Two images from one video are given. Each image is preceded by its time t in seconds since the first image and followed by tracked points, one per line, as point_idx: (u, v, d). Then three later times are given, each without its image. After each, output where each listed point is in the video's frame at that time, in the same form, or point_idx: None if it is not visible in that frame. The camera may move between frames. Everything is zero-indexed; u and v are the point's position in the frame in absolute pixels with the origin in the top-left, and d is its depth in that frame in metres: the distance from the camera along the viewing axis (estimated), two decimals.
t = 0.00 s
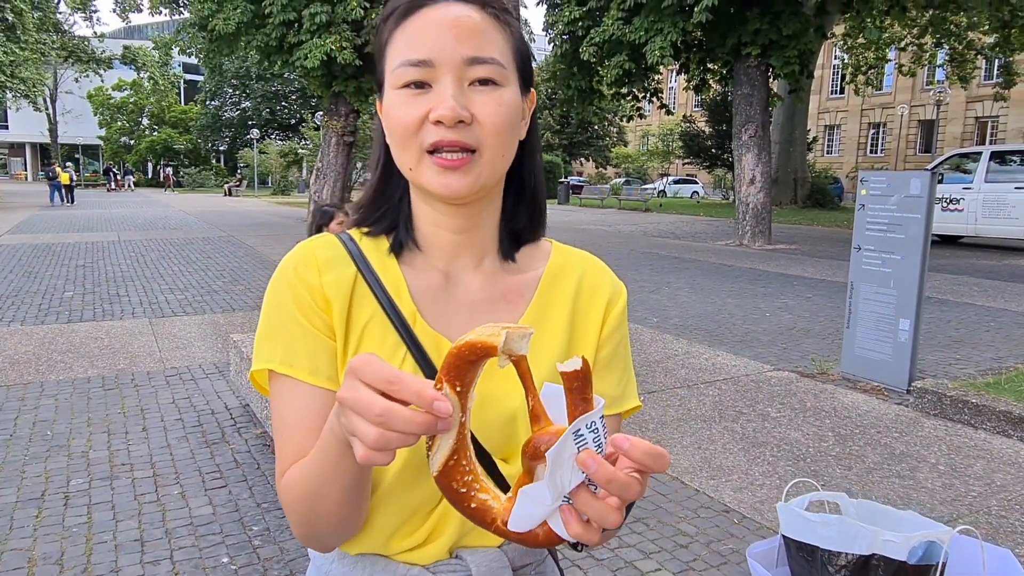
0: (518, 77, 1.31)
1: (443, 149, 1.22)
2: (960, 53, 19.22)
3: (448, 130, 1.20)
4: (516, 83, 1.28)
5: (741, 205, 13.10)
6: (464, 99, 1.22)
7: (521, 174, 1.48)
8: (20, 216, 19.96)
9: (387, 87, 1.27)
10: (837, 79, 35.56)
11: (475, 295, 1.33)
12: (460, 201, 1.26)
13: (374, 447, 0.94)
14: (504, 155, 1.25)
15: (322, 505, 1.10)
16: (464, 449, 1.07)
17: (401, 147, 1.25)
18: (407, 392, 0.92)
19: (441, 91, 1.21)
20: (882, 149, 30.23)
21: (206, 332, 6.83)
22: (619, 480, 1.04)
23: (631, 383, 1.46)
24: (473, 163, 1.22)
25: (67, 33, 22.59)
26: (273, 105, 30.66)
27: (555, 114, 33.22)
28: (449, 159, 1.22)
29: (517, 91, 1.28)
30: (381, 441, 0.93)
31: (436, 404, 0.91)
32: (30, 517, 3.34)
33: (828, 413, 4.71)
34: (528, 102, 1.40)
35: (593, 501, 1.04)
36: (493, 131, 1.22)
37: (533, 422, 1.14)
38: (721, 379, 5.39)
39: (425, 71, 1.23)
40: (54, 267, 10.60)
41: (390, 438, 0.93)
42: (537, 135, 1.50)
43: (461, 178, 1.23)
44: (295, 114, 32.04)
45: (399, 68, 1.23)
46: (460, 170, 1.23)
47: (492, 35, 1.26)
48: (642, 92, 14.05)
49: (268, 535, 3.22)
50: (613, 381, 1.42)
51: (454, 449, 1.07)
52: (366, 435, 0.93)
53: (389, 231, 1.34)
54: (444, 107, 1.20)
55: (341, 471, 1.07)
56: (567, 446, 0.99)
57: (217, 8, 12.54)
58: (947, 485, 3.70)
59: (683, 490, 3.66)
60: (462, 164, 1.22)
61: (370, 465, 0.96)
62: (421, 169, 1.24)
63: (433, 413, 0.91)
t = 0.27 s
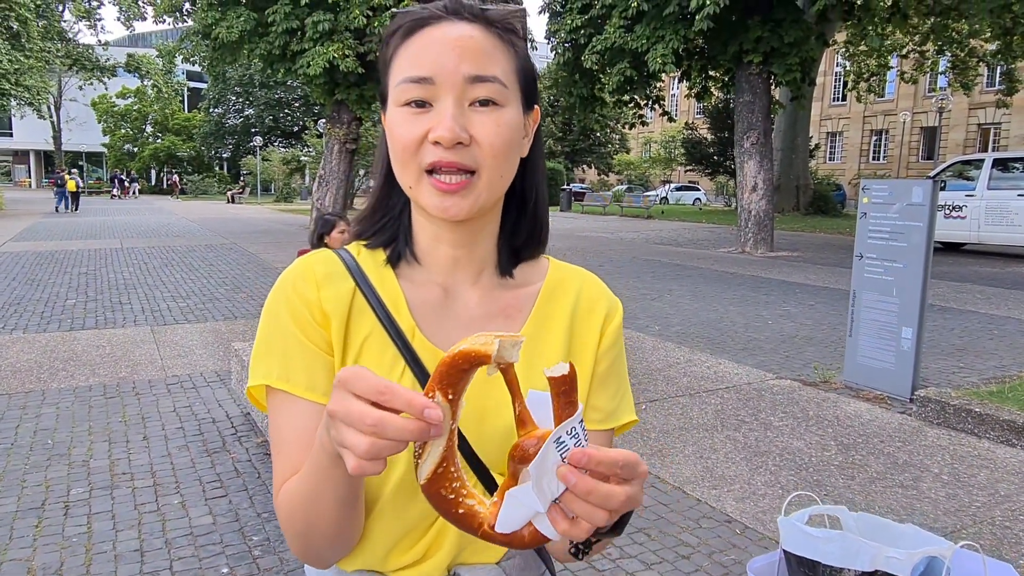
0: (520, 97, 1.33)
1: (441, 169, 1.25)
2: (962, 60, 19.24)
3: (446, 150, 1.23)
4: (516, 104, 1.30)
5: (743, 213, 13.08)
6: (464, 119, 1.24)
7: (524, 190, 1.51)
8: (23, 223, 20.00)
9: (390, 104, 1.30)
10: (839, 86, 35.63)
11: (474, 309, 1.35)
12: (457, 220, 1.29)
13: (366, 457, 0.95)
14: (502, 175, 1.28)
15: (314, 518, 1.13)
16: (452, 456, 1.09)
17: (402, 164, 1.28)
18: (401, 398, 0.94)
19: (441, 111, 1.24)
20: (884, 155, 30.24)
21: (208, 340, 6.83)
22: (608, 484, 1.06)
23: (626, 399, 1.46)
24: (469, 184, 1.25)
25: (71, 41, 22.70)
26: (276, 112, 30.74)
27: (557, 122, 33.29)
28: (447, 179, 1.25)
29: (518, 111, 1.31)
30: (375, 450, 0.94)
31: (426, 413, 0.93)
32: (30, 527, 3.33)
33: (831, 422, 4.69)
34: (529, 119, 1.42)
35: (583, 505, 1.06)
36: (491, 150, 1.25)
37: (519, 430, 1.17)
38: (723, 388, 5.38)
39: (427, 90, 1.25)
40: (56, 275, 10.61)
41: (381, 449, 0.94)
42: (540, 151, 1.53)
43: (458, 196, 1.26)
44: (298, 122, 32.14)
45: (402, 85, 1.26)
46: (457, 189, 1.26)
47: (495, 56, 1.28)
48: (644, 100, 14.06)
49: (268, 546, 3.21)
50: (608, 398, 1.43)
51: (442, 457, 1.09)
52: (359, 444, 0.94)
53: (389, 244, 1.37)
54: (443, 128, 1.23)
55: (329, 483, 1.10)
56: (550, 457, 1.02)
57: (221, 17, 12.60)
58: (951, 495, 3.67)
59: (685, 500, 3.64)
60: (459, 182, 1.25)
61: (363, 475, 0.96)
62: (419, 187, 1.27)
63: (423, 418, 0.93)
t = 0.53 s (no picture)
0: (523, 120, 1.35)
1: (446, 191, 1.27)
2: (963, 67, 19.27)
3: (452, 174, 1.25)
4: (519, 129, 1.32)
5: (745, 219, 13.07)
6: (470, 144, 1.26)
7: (522, 203, 1.56)
8: (25, 230, 20.02)
9: (396, 123, 1.30)
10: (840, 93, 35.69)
11: (473, 312, 1.40)
12: (458, 236, 1.32)
13: (367, 338, 1.01)
14: (503, 197, 1.31)
15: (308, 505, 1.19)
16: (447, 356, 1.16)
17: (406, 183, 1.30)
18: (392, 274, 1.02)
19: (447, 136, 1.25)
20: (885, 162, 30.26)
21: (209, 347, 6.83)
22: (590, 360, 1.11)
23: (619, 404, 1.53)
24: (472, 207, 1.28)
25: (74, 48, 22.77)
26: (278, 119, 30.82)
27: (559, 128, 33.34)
28: (451, 201, 1.27)
29: (520, 135, 1.33)
30: (378, 327, 1.00)
31: (420, 271, 1.01)
32: (29, 534, 3.32)
33: (833, 430, 4.68)
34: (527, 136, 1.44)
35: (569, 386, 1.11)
36: (495, 175, 1.27)
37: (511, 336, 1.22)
38: (725, 395, 5.36)
39: (434, 114, 1.26)
40: (57, 281, 10.61)
41: (387, 318, 1.00)
42: (539, 166, 1.57)
43: (461, 219, 1.29)
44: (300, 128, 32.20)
45: (410, 107, 1.27)
46: (460, 213, 1.28)
47: (502, 82, 1.29)
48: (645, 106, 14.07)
49: (267, 553, 3.20)
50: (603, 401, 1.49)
51: (442, 343, 1.16)
52: (359, 322, 1.01)
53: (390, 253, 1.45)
54: (450, 152, 1.24)
55: (325, 466, 1.16)
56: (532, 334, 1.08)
57: (223, 24, 12.63)
58: (953, 503, 3.66)
59: (686, 508, 3.63)
60: (463, 205, 1.27)
61: (367, 359, 1.02)
62: (423, 207, 1.29)
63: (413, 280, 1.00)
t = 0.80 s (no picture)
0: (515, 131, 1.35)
1: (437, 202, 1.28)
2: (965, 71, 19.28)
3: (443, 187, 1.25)
4: (512, 140, 1.32)
5: (746, 223, 13.06)
6: (461, 157, 1.26)
7: (515, 208, 1.57)
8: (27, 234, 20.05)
9: (389, 132, 1.30)
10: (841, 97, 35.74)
11: (468, 313, 1.40)
12: (451, 245, 1.33)
13: (361, 356, 1.02)
14: (493, 209, 1.31)
15: (300, 506, 1.18)
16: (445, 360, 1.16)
17: (399, 192, 1.30)
18: (385, 289, 1.01)
19: (439, 149, 1.25)
20: (887, 165, 30.26)
21: (210, 350, 6.83)
22: (587, 350, 1.12)
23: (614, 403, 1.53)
24: (463, 219, 1.29)
25: (77, 52, 22.84)
26: (281, 123, 30.89)
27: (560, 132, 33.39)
28: (442, 212, 1.28)
29: (513, 146, 1.33)
30: (373, 344, 1.00)
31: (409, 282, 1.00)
32: (28, 539, 3.31)
33: (835, 434, 4.66)
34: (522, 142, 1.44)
35: (570, 379, 1.14)
36: (486, 187, 1.28)
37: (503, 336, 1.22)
38: (726, 399, 5.35)
39: (426, 127, 1.26)
40: (59, 285, 10.62)
41: (382, 336, 1.00)
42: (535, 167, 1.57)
43: (452, 229, 1.29)
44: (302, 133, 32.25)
45: (402, 119, 1.27)
46: (450, 224, 1.29)
47: (494, 94, 1.29)
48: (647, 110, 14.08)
49: (267, 558, 3.18)
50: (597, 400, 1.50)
51: (442, 355, 1.15)
52: (354, 341, 1.00)
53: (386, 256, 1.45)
54: (441, 164, 1.24)
55: (318, 469, 1.16)
56: (529, 335, 1.08)
57: (225, 29, 12.67)
58: (956, 508, 3.64)
59: (687, 512, 3.61)
60: (453, 216, 1.28)
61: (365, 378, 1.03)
62: (415, 216, 1.30)
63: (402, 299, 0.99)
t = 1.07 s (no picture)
0: (504, 112, 1.36)
1: (428, 182, 1.27)
2: (965, 72, 19.27)
3: (432, 166, 1.26)
4: (499, 122, 1.33)
5: (747, 224, 13.04)
6: (450, 137, 1.26)
7: (506, 198, 1.57)
8: (28, 235, 20.03)
9: (377, 119, 1.31)
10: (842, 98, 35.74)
11: (459, 309, 1.38)
12: (442, 227, 1.32)
13: (334, 371, 1.01)
14: (485, 190, 1.31)
15: (287, 510, 1.18)
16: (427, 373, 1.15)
17: (390, 177, 1.30)
18: (358, 301, 1.00)
19: (428, 129, 1.26)
20: (887, 167, 30.25)
21: (210, 351, 6.83)
22: (576, 378, 1.10)
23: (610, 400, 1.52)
24: (454, 198, 1.28)
25: (78, 54, 22.85)
26: (281, 125, 30.91)
27: (561, 134, 33.39)
28: (434, 191, 1.28)
29: (501, 127, 1.34)
30: (344, 360, 1.00)
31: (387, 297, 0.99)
32: (27, 540, 3.30)
33: (835, 435, 4.65)
34: (511, 132, 1.45)
35: (557, 407, 1.12)
36: (476, 165, 1.28)
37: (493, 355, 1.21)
38: (726, 401, 5.34)
39: (414, 108, 1.27)
40: (60, 286, 10.61)
41: (354, 352, 1.00)
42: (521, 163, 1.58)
43: (443, 209, 1.29)
44: (302, 134, 32.26)
45: (390, 103, 1.28)
46: (442, 202, 1.28)
47: (480, 74, 1.30)
48: (647, 112, 14.08)
49: (265, 560, 3.18)
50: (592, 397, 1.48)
51: (420, 369, 1.14)
52: (325, 357, 1.00)
53: (376, 255, 1.45)
54: (430, 144, 1.25)
55: (301, 477, 1.15)
56: (514, 358, 1.07)
57: (226, 30, 12.68)
58: (956, 510, 3.63)
59: (687, 514, 3.60)
60: (444, 195, 1.28)
61: (337, 396, 1.02)
62: (407, 200, 1.30)
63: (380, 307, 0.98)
